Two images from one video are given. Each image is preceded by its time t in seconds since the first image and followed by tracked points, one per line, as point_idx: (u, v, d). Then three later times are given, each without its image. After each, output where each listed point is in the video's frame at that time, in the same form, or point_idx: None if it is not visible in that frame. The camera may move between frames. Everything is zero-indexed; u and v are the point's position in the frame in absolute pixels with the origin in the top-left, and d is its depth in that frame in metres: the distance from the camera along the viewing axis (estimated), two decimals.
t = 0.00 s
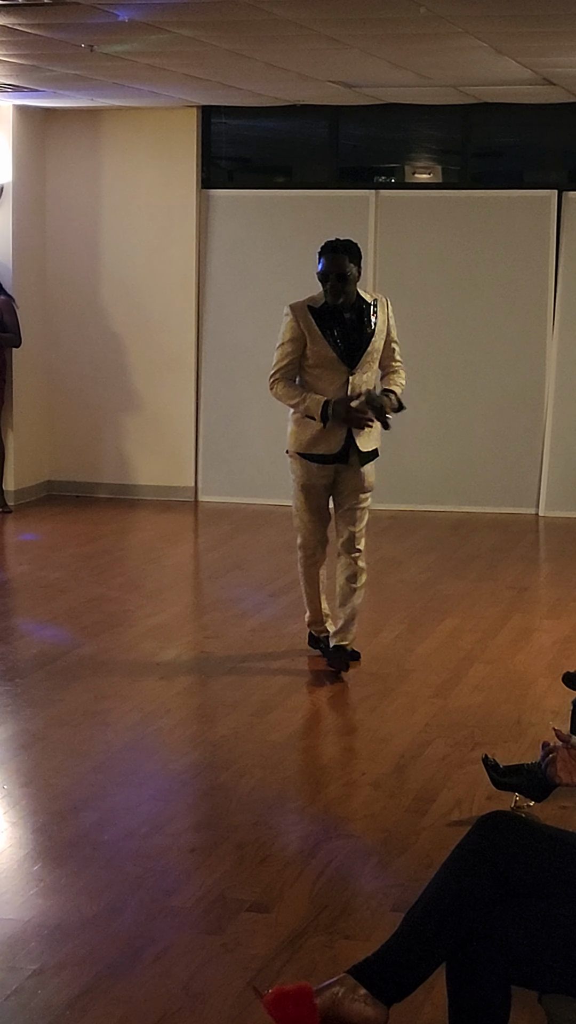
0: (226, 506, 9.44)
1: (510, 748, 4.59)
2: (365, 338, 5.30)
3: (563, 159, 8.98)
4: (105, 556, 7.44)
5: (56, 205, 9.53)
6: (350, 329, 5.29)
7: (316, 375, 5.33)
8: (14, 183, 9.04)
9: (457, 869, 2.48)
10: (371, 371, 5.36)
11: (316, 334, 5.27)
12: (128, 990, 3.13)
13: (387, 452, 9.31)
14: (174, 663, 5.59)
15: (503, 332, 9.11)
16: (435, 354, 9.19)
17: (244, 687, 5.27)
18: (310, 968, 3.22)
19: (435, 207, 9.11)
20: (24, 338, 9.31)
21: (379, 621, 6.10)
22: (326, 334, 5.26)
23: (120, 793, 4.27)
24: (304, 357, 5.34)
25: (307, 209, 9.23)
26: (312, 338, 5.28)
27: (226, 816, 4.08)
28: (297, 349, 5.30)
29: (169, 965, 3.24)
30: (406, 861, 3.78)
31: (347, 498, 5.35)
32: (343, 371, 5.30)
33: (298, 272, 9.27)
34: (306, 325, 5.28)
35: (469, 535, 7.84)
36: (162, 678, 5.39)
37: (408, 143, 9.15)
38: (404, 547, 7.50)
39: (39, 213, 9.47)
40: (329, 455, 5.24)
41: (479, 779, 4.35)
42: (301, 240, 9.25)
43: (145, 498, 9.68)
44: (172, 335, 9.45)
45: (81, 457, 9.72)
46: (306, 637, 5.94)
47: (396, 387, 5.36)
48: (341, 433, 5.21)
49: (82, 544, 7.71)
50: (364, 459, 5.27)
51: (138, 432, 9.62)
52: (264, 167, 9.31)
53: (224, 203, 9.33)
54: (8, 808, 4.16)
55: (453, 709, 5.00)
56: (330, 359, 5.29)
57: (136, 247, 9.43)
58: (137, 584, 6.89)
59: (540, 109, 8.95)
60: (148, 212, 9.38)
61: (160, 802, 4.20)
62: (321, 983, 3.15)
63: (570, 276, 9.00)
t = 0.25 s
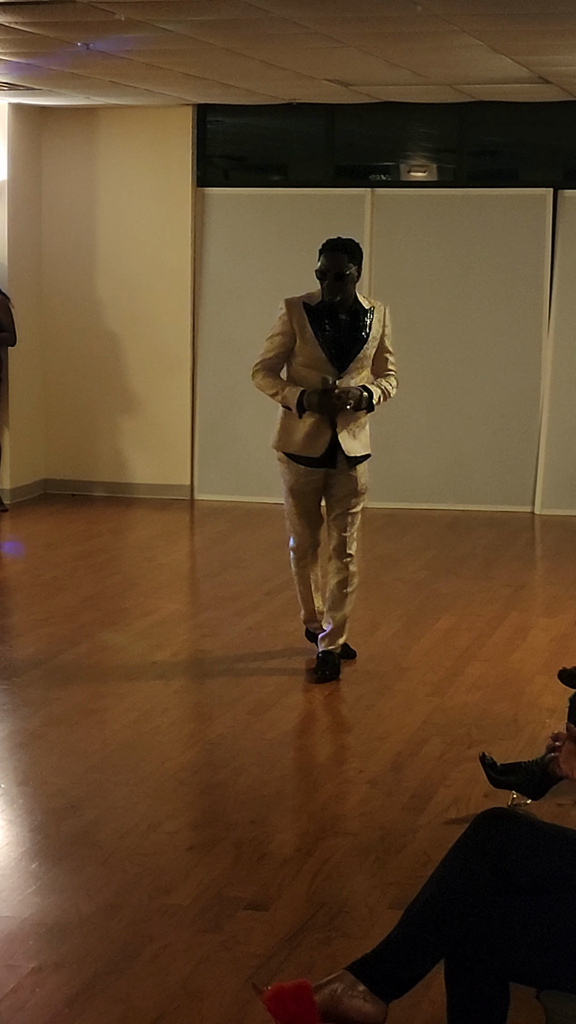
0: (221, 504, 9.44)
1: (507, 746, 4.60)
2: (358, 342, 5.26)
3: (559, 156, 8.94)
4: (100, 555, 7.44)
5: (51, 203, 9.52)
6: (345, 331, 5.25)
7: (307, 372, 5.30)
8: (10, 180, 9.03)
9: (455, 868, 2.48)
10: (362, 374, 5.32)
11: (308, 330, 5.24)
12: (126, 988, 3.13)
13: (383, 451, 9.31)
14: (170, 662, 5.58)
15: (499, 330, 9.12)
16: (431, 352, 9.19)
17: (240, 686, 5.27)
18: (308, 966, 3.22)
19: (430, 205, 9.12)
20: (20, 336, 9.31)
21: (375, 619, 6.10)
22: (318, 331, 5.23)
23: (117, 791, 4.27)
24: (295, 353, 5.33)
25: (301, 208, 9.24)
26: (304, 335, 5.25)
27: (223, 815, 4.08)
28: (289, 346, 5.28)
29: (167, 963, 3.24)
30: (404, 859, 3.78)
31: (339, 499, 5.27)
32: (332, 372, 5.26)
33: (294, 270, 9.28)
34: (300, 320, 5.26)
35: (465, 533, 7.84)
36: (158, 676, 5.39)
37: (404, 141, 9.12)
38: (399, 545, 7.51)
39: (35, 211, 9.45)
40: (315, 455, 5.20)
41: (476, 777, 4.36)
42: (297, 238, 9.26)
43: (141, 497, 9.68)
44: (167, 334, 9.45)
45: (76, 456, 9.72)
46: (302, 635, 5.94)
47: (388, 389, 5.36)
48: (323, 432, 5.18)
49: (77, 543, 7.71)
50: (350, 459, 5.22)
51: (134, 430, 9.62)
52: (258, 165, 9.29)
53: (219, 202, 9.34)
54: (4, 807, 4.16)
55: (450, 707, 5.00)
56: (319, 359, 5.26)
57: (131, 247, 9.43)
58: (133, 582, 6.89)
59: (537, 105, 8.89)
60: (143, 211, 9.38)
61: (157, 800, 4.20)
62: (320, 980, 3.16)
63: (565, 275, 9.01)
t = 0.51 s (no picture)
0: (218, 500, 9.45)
1: (505, 742, 4.61)
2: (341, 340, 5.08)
3: (555, 153, 8.98)
4: (97, 552, 7.44)
5: (47, 200, 9.51)
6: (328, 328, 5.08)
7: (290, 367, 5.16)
8: (7, 177, 9.03)
9: (455, 865, 2.48)
10: (348, 371, 5.14)
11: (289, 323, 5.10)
12: (126, 984, 3.13)
13: (380, 447, 9.32)
14: (168, 658, 5.59)
15: (496, 326, 9.11)
16: (428, 348, 9.19)
17: (238, 682, 5.27)
18: (308, 962, 3.23)
19: (427, 201, 9.11)
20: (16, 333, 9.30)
21: (373, 615, 6.11)
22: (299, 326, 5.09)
23: (116, 788, 4.28)
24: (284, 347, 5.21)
25: (298, 206, 9.22)
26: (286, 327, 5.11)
27: (223, 811, 4.08)
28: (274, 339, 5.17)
29: (168, 959, 3.25)
30: (404, 854, 3.79)
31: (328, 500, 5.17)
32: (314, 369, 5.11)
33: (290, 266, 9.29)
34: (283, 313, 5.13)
35: (463, 530, 7.85)
36: (156, 673, 5.39)
37: (398, 137, 9.15)
38: (395, 541, 7.53)
39: (31, 209, 9.45)
40: (293, 455, 5.08)
41: (474, 773, 4.37)
42: (293, 235, 9.26)
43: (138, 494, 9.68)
44: (164, 330, 9.45)
45: (73, 453, 9.72)
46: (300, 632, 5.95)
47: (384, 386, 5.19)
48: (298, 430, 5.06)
49: (74, 540, 7.71)
50: (331, 458, 5.07)
51: (130, 427, 9.61)
52: (254, 163, 9.32)
53: (215, 199, 9.33)
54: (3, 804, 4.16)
55: (448, 703, 5.01)
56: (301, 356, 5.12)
57: (127, 243, 9.42)
58: (130, 578, 6.90)
59: (534, 101, 8.93)
60: (139, 208, 9.36)
61: (157, 796, 4.20)
62: (319, 976, 3.16)
63: (562, 271, 9.02)
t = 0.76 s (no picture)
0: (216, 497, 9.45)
1: (507, 739, 4.61)
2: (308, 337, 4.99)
3: (555, 150, 8.98)
4: (96, 547, 7.45)
5: (46, 194, 9.50)
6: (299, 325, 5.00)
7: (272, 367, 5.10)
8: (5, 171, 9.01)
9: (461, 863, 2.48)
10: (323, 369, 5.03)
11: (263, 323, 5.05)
12: (130, 981, 3.13)
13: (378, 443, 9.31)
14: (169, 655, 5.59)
15: (495, 322, 9.11)
16: (427, 343, 9.19)
17: (239, 679, 5.27)
18: (314, 959, 3.22)
19: (426, 196, 9.11)
20: (15, 328, 9.29)
21: (373, 612, 6.11)
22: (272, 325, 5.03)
23: (118, 784, 4.28)
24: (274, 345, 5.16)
25: (297, 201, 9.24)
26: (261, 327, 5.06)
27: (224, 807, 4.08)
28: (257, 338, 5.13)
29: (172, 956, 3.25)
30: (406, 852, 3.79)
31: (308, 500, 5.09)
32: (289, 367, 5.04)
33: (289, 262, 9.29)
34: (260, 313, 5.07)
35: (462, 526, 7.87)
36: (157, 669, 5.39)
37: (397, 132, 9.13)
38: (395, 537, 7.53)
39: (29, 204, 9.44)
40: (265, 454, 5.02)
41: (476, 770, 4.37)
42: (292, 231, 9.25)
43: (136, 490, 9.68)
44: (163, 325, 9.44)
45: (71, 449, 9.71)
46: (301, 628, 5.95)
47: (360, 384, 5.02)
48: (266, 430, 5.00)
49: (74, 535, 7.72)
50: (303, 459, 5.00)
51: (129, 422, 9.61)
52: (250, 158, 9.29)
53: (214, 195, 9.33)
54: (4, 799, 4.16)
55: (450, 700, 5.01)
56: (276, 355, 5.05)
57: (126, 238, 9.42)
58: (130, 574, 6.90)
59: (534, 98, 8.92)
60: (138, 203, 9.37)
61: (158, 793, 4.20)
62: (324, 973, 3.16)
63: (563, 268, 9.03)
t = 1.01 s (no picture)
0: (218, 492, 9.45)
1: (511, 734, 4.61)
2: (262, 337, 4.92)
3: (556, 146, 8.95)
4: (100, 543, 7.46)
5: (48, 190, 9.50)
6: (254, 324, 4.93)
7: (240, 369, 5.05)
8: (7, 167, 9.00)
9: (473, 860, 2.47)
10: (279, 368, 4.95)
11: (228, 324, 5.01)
12: (137, 975, 3.13)
13: (381, 438, 9.32)
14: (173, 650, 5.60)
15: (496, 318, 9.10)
16: (429, 338, 9.19)
17: (242, 674, 5.28)
18: (322, 954, 3.22)
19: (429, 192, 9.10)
20: (17, 325, 9.29)
21: (376, 607, 6.12)
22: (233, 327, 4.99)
23: (123, 779, 4.29)
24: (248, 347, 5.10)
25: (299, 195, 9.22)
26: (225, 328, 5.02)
27: (231, 802, 4.09)
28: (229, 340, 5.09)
29: (179, 951, 3.25)
30: (412, 846, 3.79)
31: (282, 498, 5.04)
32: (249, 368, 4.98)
33: (291, 258, 9.29)
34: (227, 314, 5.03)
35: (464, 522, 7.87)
36: (161, 664, 5.40)
37: (396, 128, 9.10)
38: (399, 533, 7.54)
39: (32, 199, 9.44)
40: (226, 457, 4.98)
41: (481, 765, 4.37)
42: (293, 226, 9.25)
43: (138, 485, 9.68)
44: (163, 319, 9.44)
45: (72, 445, 9.70)
46: (303, 624, 5.95)
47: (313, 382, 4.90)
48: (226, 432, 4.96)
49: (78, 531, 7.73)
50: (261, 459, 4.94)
51: (130, 417, 9.61)
52: (250, 153, 9.26)
53: (216, 190, 9.32)
54: (10, 794, 4.17)
55: (454, 695, 5.01)
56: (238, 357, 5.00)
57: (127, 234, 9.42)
58: (133, 570, 6.91)
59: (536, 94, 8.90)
60: (139, 198, 9.37)
61: (164, 788, 4.21)
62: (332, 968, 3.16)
63: (564, 262, 9.00)
